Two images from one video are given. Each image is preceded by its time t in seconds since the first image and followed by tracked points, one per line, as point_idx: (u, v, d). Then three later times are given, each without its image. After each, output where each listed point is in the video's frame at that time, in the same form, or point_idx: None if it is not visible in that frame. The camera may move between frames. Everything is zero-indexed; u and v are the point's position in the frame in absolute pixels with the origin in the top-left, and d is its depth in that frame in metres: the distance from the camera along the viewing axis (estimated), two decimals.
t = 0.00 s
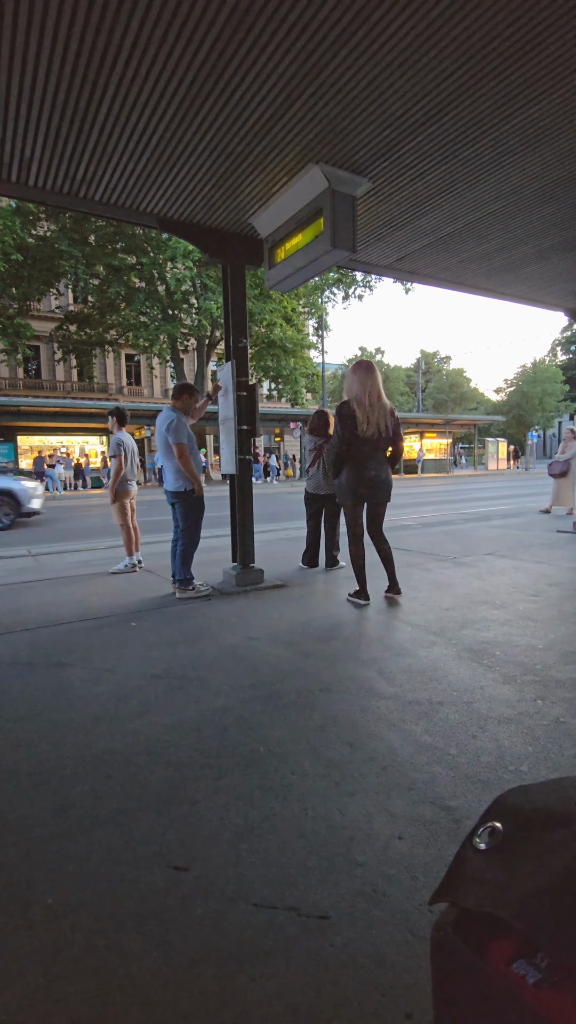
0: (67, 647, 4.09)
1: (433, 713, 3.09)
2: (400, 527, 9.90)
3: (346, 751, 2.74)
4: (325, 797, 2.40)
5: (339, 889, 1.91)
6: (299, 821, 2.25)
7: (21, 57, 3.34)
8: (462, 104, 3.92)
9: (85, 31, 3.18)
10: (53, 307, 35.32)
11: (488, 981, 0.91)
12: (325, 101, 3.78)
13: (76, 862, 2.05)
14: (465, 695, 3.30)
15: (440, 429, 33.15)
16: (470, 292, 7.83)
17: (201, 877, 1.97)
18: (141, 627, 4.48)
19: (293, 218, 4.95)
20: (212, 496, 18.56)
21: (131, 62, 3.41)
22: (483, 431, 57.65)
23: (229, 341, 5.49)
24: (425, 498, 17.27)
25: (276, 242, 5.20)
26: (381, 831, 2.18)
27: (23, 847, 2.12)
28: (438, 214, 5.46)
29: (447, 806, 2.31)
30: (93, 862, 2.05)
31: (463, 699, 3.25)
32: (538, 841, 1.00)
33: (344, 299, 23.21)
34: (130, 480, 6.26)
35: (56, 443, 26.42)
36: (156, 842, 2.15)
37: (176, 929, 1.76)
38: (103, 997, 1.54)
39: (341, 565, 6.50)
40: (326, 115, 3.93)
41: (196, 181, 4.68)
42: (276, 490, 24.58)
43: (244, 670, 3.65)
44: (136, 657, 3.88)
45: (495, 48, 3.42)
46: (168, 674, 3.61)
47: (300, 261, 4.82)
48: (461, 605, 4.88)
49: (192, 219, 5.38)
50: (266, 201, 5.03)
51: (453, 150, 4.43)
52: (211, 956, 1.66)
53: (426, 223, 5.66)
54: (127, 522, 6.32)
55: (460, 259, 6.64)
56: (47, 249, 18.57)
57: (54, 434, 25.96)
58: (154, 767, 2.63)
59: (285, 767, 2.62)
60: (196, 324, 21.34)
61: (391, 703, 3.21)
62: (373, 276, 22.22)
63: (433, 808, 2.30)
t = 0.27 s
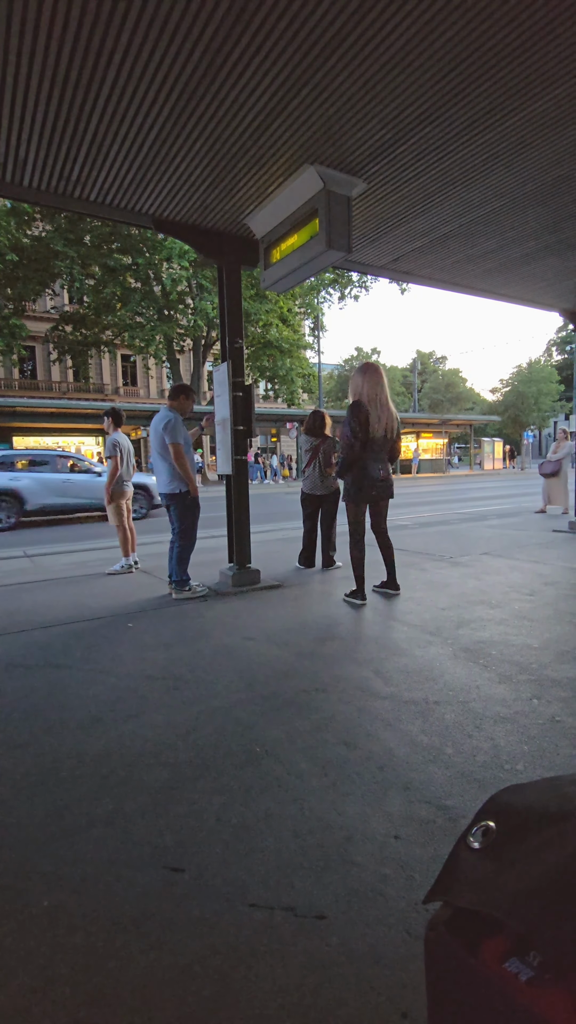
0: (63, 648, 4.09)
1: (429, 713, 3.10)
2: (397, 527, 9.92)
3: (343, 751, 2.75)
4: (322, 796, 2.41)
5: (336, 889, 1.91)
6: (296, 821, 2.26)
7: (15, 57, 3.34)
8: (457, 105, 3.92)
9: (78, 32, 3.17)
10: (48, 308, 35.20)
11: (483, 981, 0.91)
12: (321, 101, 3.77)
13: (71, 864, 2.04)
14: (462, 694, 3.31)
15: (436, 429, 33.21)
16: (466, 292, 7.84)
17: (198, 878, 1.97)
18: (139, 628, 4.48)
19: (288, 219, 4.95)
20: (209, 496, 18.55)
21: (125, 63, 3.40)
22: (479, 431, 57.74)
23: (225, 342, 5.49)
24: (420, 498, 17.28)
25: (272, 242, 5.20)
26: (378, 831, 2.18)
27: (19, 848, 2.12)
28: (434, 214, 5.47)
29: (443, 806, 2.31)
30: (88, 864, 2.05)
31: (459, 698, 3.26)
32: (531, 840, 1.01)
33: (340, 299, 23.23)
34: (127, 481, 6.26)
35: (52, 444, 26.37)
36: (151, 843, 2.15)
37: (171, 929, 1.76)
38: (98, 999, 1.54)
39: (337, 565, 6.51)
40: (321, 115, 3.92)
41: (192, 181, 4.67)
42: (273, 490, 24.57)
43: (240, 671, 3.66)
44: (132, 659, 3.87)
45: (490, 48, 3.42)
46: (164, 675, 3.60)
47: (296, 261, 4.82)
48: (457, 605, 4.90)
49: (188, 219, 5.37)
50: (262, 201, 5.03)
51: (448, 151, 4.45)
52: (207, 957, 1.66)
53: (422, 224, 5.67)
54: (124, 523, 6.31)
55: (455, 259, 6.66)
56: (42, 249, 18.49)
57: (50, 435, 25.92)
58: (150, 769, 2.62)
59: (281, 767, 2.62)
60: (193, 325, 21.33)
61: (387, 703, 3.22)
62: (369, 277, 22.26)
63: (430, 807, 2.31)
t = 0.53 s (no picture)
0: (59, 650, 4.08)
1: (424, 712, 3.11)
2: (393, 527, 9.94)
3: (338, 750, 2.76)
4: (317, 796, 2.41)
5: (331, 888, 1.92)
6: (291, 820, 2.26)
7: (9, 57, 3.33)
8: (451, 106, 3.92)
9: (73, 32, 3.16)
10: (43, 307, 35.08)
11: (476, 979, 0.92)
12: (315, 102, 3.78)
13: (66, 867, 2.04)
14: (457, 693, 3.32)
15: (432, 429, 33.26)
16: (460, 292, 7.85)
17: (194, 878, 1.98)
18: (135, 629, 4.48)
19: (283, 219, 4.96)
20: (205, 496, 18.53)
21: (120, 63, 3.40)
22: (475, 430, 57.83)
23: (221, 342, 5.49)
24: (416, 498, 17.31)
25: (267, 242, 5.21)
26: (373, 830, 2.19)
27: (14, 850, 2.12)
28: (428, 215, 5.48)
29: (439, 805, 2.32)
30: (84, 865, 2.05)
31: (454, 697, 3.27)
32: (523, 838, 1.01)
33: (336, 298, 23.23)
34: (122, 482, 6.25)
35: (47, 444, 26.28)
36: (147, 844, 2.15)
37: (167, 930, 1.77)
38: (95, 1000, 1.54)
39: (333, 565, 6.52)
40: (315, 116, 3.92)
41: (186, 181, 4.66)
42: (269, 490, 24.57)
43: (236, 671, 3.66)
44: (128, 660, 3.86)
45: (484, 49, 3.42)
46: (160, 676, 3.60)
47: (291, 261, 4.81)
48: (453, 605, 4.91)
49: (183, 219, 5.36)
50: (257, 201, 5.02)
51: (441, 152, 4.46)
52: (203, 957, 1.67)
53: (416, 224, 5.68)
54: (119, 524, 6.30)
55: (450, 260, 6.67)
56: (37, 248, 18.41)
57: (45, 435, 25.84)
58: (145, 771, 2.62)
59: (277, 767, 2.63)
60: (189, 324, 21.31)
61: (383, 703, 3.23)
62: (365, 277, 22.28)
63: (425, 806, 2.31)
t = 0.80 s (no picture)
0: (55, 651, 4.07)
1: (421, 712, 3.11)
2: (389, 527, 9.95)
3: (336, 750, 2.76)
4: (315, 796, 2.41)
5: (329, 888, 1.92)
6: (289, 821, 2.27)
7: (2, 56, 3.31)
8: (446, 106, 3.93)
9: (66, 31, 3.15)
10: (36, 307, 34.94)
11: (474, 974, 0.92)
12: (309, 102, 3.77)
13: (64, 869, 2.03)
14: (453, 693, 3.33)
15: (426, 429, 33.32)
16: (455, 293, 7.86)
17: (191, 879, 1.98)
18: (131, 630, 4.47)
19: (278, 219, 4.95)
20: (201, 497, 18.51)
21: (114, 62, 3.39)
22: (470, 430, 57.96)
23: (216, 342, 5.49)
24: (411, 498, 17.33)
25: (262, 242, 5.20)
26: (371, 830, 2.19)
27: (11, 853, 2.11)
28: (423, 215, 5.48)
29: (435, 804, 2.33)
30: (82, 867, 2.04)
31: (451, 696, 3.28)
32: (520, 833, 1.02)
33: (331, 298, 23.23)
34: (117, 482, 6.23)
35: (41, 445, 26.19)
36: (145, 845, 2.15)
37: (165, 931, 1.77)
38: (93, 1001, 1.54)
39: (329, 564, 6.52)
40: (309, 116, 3.92)
41: (181, 181, 4.66)
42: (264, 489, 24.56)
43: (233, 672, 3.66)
44: (125, 661, 3.86)
45: (478, 50, 3.43)
46: (156, 677, 3.59)
47: (286, 261, 4.82)
48: (449, 605, 4.92)
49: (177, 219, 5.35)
50: (251, 202, 5.01)
51: (436, 152, 4.46)
52: (201, 957, 1.67)
53: (411, 224, 5.69)
54: (115, 525, 6.29)
55: (445, 260, 6.68)
56: (31, 248, 18.34)
57: (39, 436, 25.75)
58: (143, 772, 2.61)
59: (274, 767, 2.63)
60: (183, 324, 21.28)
61: (380, 702, 3.23)
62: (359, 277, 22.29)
63: (422, 806, 2.32)
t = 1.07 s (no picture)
0: (49, 652, 4.06)
1: (416, 711, 3.12)
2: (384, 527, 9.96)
3: (331, 750, 2.76)
4: (310, 797, 2.41)
5: (325, 888, 1.92)
6: (284, 821, 2.26)
7: None
8: (439, 106, 3.94)
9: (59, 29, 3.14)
10: (30, 307, 34.84)
11: (466, 973, 0.93)
12: (304, 101, 3.77)
13: (58, 870, 2.03)
14: (448, 692, 3.33)
15: (421, 429, 33.40)
16: (449, 293, 7.88)
17: (186, 880, 1.97)
18: (126, 631, 4.46)
19: (273, 219, 4.95)
20: (196, 497, 18.47)
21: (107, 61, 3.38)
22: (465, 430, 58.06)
23: (211, 342, 5.48)
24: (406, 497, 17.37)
25: (257, 242, 5.20)
26: (366, 830, 2.19)
27: (4, 855, 2.10)
28: (417, 215, 5.49)
29: (430, 804, 2.33)
30: (76, 868, 2.04)
31: (445, 695, 3.29)
32: (513, 832, 1.02)
33: (325, 298, 23.24)
34: (112, 483, 6.22)
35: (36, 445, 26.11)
36: (139, 846, 2.14)
37: (160, 932, 1.76)
38: (87, 1003, 1.53)
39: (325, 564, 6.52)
40: (303, 115, 3.92)
41: (175, 181, 4.65)
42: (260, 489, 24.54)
43: (228, 672, 3.66)
44: (119, 662, 3.85)
45: (470, 50, 3.44)
46: (151, 678, 3.58)
47: (281, 261, 4.82)
48: (444, 604, 4.93)
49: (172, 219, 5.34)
50: (245, 202, 5.01)
51: (429, 153, 4.47)
52: (196, 958, 1.67)
53: (406, 224, 5.70)
54: (109, 525, 6.27)
55: (439, 260, 6.70)
56: (24, 248, 18.29)
57: (34, 436, 25.67)
58: (137, 773, 2.61)
59: (269, 768, 2.63)
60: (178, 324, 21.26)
61: (375, 702, 3.23)
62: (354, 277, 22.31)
63: (417, 805, 2.32)
